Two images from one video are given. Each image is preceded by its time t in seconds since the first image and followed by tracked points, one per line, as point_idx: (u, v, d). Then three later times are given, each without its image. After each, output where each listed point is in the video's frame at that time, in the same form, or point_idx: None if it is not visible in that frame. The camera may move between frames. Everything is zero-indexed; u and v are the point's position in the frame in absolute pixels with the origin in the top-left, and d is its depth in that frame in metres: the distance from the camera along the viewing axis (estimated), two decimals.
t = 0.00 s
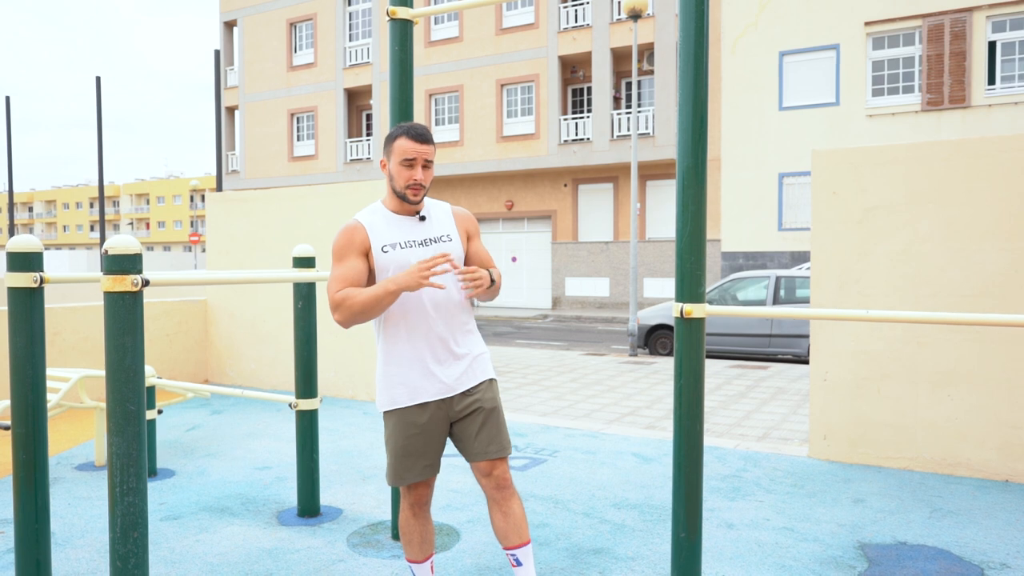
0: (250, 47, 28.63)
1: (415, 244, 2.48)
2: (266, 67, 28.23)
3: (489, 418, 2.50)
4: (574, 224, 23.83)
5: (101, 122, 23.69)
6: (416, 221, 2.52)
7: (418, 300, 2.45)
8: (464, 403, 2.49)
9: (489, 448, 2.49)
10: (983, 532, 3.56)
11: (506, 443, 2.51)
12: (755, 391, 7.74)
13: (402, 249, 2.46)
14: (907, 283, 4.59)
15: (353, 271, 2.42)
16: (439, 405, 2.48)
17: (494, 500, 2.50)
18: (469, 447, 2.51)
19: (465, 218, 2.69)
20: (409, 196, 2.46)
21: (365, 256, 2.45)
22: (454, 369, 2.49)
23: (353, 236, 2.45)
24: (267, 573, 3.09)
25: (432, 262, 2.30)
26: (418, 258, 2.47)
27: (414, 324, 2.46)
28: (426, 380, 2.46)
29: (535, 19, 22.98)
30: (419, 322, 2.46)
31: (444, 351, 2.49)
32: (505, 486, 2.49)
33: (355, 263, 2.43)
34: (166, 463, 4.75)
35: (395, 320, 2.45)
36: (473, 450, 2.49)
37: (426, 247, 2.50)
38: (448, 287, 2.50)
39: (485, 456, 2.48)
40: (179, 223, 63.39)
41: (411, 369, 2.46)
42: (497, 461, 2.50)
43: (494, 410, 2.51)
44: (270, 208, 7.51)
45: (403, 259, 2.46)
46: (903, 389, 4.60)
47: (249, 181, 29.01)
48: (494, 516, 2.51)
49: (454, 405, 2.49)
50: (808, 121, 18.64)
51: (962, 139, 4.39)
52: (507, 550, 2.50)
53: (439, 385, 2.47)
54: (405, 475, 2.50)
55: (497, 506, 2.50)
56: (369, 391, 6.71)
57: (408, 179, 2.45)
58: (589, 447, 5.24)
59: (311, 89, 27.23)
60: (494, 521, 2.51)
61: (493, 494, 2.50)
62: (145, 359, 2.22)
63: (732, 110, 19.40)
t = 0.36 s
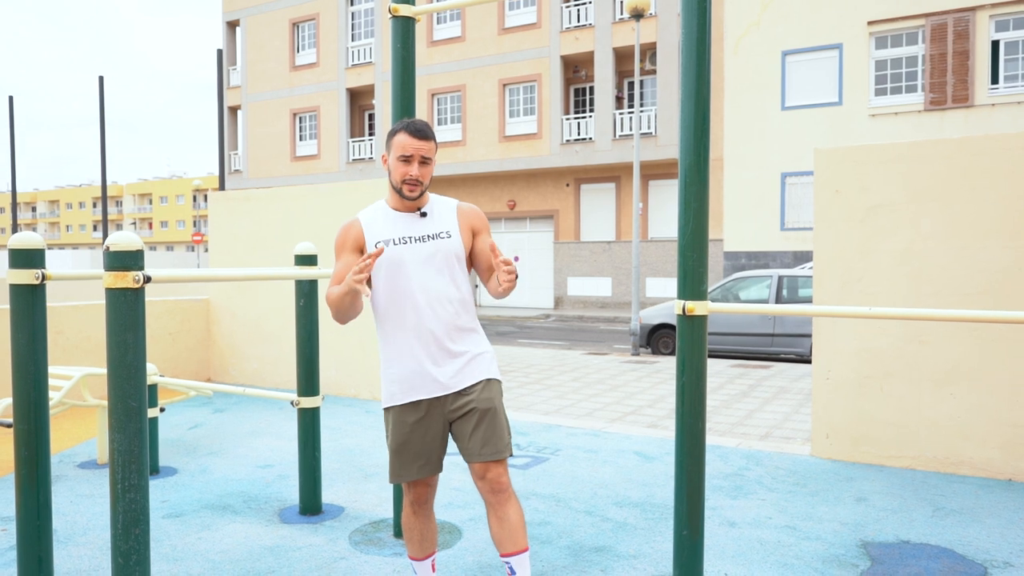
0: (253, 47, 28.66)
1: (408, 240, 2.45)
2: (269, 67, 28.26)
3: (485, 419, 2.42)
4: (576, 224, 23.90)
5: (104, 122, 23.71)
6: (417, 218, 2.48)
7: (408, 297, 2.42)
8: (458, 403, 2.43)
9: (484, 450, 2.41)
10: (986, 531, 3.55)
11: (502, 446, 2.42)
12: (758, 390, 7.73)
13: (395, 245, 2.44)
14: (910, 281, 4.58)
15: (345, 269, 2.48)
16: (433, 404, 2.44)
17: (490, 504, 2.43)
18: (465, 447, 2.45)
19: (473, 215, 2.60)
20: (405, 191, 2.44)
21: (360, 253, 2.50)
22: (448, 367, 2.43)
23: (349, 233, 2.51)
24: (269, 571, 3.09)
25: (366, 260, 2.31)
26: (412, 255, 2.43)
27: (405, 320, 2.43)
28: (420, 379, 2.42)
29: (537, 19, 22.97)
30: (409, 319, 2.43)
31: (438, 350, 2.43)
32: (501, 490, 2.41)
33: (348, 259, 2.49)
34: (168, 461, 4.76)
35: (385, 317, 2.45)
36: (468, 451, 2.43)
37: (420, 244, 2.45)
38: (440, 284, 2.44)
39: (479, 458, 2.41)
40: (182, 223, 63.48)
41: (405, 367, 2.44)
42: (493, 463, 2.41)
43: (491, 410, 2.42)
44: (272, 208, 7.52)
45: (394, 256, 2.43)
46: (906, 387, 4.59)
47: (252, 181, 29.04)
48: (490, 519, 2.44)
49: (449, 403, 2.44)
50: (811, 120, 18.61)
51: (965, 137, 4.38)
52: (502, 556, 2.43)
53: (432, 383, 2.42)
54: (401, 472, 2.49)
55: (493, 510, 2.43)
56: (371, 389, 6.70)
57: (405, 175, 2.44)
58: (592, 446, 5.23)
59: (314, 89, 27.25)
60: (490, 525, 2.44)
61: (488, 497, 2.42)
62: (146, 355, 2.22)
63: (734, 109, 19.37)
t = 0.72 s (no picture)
0: (253, 47, 28.68)
1: (411, 239, 2.43)
2: (269, 67, 28.26)
3: (481, 425, 2.37)
4: (576, 224, 23.94)
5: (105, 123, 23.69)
6: (423, 216, 2.46)
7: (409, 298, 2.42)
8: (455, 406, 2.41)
9: (477, 458, 2.36)
10: (986, 530, 3.55)
11: (498, 455, 2.36)
12: (758, 390, 7.74)
13: (397, 245, 2.43)
14: (910, 280, 4.58)
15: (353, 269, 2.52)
16: (432, 405, 2.43)
17: (483, 514, 2.38)
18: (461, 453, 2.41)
19: (482, 213, 2.51)
20: (413, 190, 2.45)
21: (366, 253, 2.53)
22: (448, 370, 2.41)
23: (357, 232, 2.54)
24: (269, 571, 3.09)
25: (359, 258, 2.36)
26: (413, 255, 2.42)
27: (406, 321, 2.42)
28: (419, 380, 2.42)
29: (538, 19, 22.97)
30: (409, 320, 2.42)
31: (438, 352, 2.41)
32: (494, 500, 2.36)
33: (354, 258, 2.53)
34: (169, 460, 4.76)
35: (387, 316, 2.45)
36: (463, 456, 2.39)
37: (423, 244, 2.42)
38: (440, 285, 2.41)
39: (472, 465, 2.36)
40: (182, 223, 63.49)
41: (406, 368, 2.43)
42: (486, 472, 2.36)
43: (488, 417, 2.38)
44: (272, 207, 7.53)
45: (395, 257, 2.43)
46: (906, 387, 4.59)
47: (253, 181, 29.07)
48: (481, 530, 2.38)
49: (447, 406, 2.42)
50: (811, 121, 18.61)
51: (966, 137, 4.39)
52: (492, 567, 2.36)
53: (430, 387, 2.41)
54: (400, 473, 2.49)
55: (484, 520, 2.37)
56: (371, 389, 6.71)
57: (412, 173, 2.45)
58: (592, 446, 5.24)
59: (314, 89, 27.26)
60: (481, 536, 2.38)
61: (480, 506, 2.37)
62: (148, 355, 2.22)
63: (735, 109, 19.37)
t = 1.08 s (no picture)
0: (254, 47, 28.69)
1: (435, 241, 2.37)
2: (269, 67, 28.26)
3: (499, 447, 2.35)
4: (576, 224, 23.98)
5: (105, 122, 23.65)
6: (450, 218, 2.40)
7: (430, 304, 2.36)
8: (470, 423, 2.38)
9: (492, 478, 2.34)
10: (988, 529, 3.55)
11: (514, 477, 2.35)
12: (759, 389, 7.74)
13: (420, 246, 2.38)
14: (911, 280, 4.58)
15: (376, 266, 2.45)
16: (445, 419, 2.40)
17: (493, 533, 2.37)
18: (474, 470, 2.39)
19: (512, 218, 2.46)
20: (443, 188, 2.37)
21: (389, 251, 2.48)
22: (462, 382, 2.38)
23: (382, 230, 2.48)
24: (272, 570, 3.09)
25: (428, 279, 2.27)
26: (436, 258, 2.36)
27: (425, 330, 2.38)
28: (433, 390, 2.38)
29: (538, 19, 22.95)
30: (431, 328, 2.37)
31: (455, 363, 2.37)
32: (506, 520, 2.35)
33: (379, 257, 2.47)
34: (171, 459, 4.76)
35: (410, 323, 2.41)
36: (476, 475, 2.36)
37: (447, 247, 2.37)
38: (462, 294, 2.36)
39: (487, 487, 2.34)
40: (183, 223, 63.61)
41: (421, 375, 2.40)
42: (501, 493, 2.35)
43: (505, 438, 2.35)
44: (273, 207, 7.52)
45: (419, 258, 2.37)
46: (908, 386, 4.59)
47: (253, 181, 29.08)
48: (490, 548, 2.38)
49: (461, 421, 2.38)
50: (811, 120, 18.61)
51: (967, 136, 4.39)
52: None
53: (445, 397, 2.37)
54: (409, 483, 2.45)
55: (495, 539, 2.37)
56: (373, 389, 6.71)
57: (444, 171, 2.37)
58: (594, 444, 5.24)
59: (314, 89, 27.26)
60: (491, 555, 2.38)
61: (492, 526, 2.36)
62: (151, 353, 2.22)
63: (735, 110, 19.37)
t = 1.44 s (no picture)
0: (255, 47, 28.71)
1: (479, 237, 2.24)
2: (270, 67, 28.29)
3: (531, 456, 2.27)
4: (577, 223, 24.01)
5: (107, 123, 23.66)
6: (490, 210, 2.27)
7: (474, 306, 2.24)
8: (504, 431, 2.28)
9: (522, 487, 2.27)
10: (991, 529, 3.55)
11: (542, 486, 2.28)
12: (760, 388, 7.74)
13: (464, 242, 2.23)
14: (913, 280, 4.58)
15: (408, 258, 2.28)
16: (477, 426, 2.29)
17: (513, 541, 2.30)
18: (501, 478, 2.31)
19: (552, 211, 2.40)
20: (479, 173, 2.23)
21: (423, 242, 2.29)
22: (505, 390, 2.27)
23: (414, 219, 2.29)
24: (275, 569, 3.09)
25: (441, 270, 2.07)
26: (481, 256, 2.24)
27: (468, 332, 2.25)
28: (473, 397, 2.26)
29: (539, 19, 22.94)
30: (472, 330, 2.25)
31: (500, 369, 2.27)
32: (527, 531, 2.28)
33: (410, 249, 2.28)
34: (173, 459, 4.75)
35: (449, 324, 2.26)
36: (504, 483, 2.30)
37: (491, 244, 2.24)
38: (507, 295, 2.25)
39: (515, 494, 2.27)
40: (184, 223, 63.74)
41: (460, 380, 2.27)
42: (525, 502, 2.28)
43: (539, 448, 2.27)
44: (274, 206, 7.52)
45: (463, 255, 2.23)
46: (910, 385, 4.59)
47: (254, 181, 29.11)
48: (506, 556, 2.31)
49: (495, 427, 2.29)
50: (812, 120, 18.60)
51: (970, 136, 4.38)
52: None
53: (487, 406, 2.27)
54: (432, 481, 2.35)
55: (512, 547, 2.30)
56: (375, 388, 6.71)
57: (482, 154, 2.23)
58: (596, 444, 5.23)
59: (315, 89, 27.27)
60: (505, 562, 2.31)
61: (512, 533, 2.30)
62: (154, 353, 2.22)
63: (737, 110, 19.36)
